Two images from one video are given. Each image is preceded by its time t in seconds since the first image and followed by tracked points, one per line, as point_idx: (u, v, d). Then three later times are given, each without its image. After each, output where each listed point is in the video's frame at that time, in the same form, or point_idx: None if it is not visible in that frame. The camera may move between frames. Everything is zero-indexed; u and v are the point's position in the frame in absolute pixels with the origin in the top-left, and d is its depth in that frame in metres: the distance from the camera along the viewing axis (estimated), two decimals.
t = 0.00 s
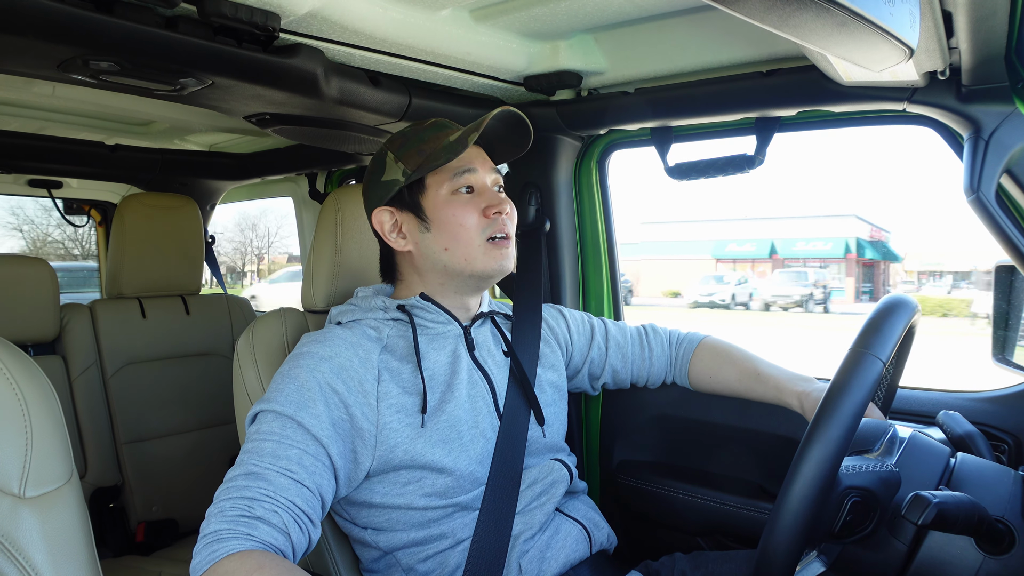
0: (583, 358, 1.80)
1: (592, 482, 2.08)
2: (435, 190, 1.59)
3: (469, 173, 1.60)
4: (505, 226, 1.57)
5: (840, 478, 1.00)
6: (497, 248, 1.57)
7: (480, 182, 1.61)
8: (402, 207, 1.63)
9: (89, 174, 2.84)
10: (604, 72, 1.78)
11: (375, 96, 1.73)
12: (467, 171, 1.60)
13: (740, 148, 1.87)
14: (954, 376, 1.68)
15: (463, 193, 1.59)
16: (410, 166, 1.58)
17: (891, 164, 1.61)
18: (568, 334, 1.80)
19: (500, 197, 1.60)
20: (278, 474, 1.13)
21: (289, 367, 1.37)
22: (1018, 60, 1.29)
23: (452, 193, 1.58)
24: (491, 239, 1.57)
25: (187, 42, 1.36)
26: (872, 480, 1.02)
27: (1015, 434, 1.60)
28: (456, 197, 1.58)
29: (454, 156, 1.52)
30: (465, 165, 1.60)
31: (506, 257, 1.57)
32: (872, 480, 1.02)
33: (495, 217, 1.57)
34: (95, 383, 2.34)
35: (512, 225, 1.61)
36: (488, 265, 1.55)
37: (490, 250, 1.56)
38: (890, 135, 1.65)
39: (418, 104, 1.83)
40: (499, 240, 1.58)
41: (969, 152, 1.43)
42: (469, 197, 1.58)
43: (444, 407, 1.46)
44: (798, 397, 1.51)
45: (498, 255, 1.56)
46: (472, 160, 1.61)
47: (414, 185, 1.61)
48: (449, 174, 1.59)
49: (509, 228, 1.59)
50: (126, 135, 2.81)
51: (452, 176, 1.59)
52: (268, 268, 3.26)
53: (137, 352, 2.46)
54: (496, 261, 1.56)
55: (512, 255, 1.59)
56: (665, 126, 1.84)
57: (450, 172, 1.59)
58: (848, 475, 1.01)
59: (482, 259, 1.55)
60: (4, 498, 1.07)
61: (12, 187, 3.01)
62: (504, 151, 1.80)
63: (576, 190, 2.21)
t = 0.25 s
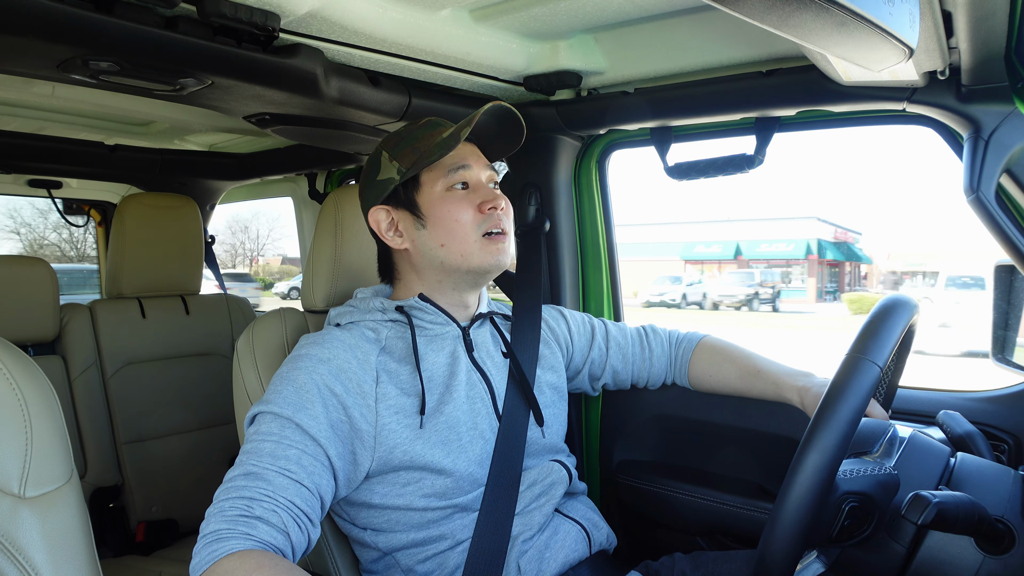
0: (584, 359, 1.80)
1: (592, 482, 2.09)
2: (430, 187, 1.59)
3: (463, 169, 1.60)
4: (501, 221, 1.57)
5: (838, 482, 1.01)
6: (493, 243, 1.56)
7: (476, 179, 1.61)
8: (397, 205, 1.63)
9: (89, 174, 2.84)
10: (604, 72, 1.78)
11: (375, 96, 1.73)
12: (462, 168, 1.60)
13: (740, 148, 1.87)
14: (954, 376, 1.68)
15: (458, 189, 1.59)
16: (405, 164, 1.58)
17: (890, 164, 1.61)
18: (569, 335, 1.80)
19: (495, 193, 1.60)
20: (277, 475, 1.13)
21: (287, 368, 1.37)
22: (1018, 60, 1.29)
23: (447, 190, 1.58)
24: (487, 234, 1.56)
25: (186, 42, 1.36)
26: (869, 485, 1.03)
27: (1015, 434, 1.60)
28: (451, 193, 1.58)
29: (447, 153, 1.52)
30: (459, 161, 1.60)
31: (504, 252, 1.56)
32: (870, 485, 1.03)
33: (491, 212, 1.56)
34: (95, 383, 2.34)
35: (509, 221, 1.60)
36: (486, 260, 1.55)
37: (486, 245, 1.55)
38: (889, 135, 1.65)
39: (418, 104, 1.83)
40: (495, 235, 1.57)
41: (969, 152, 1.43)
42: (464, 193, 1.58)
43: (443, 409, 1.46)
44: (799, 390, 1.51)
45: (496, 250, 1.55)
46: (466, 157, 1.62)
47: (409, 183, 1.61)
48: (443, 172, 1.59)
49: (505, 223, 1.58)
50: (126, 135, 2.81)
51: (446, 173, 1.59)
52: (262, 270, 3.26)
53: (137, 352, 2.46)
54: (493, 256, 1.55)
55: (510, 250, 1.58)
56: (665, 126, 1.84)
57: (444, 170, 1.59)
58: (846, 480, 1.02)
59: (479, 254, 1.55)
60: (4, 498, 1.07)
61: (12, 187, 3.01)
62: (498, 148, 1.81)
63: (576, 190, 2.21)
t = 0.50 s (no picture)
0: (585, 359, 1.80)
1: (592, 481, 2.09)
2: (426, 185, 1.59)
3: (459, 167, 1.60)
4: (497, 219, 1.57)
5: (834, 491, 1.01)
6: (490, 241, 1.56)
7: (471, 177, 1.61)
8: (393, 204, 1.64)
9: (89, 174, 2.84)
10: (604, 72, 1.78)
11: (375, 96, 1.73)
12: (458, 166, 1.60)
13: (740, 148, 1.87)
14: (954, 376, 1.68)
15: (455, 187, 1.59)
16: (400, 163, 1.58)
17: (890, 164, 1.61)
18: (569, 335, 1.80)
19: (491, 191, 1.60)
20: (277, 476, 1.13)
21: (286, 370, 1.37)
22: (1018, 60, 1.29)
23: (443, 188, 1.58)
24: (483, 232, 1.56)
25: (187, 42, 1.36)
26: (867, 491, 1.03)
27: (1015, 434, 1.60)
28: (447, 191, 1.58)
29: (442, 150, 1.51)
30: (455, 159, 1.60)
31: (500, 250, 1.57)
32: (867, 491, 1.03)
33: (487, 210, 1.56)
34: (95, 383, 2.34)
35: (505, 219, 1.61)
36: (482, 258, 1.55)
37: (482, 243, 1.56)
38: (890, 135, 1.65)
39: (419, 104, 1.83)
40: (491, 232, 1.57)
41: (969, 152, 1.43)
42: (459, 191, 1.58)
43: (443, 409, 1.46)
44: (799, 385, 1.50)
45: (492, 247, 1.56)
46: (462, 155, 1.62)
47: (406, 182, 1.61)
48: (439, 170, 1.59)
49: (501, 221, 1.58)
50: (126, 135, 2.81)
51: (442, 171, 1.59)
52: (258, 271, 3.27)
53: (137, 352, 2.46)
54: (489, 254, 1.55)
55: (506, 248, 1.59)
56: (666, 126, 1.84)
57: (439, 168, 1.59)
58: (843, 488, 1.02)
59: (475, 252, 1.55)
60: (4, 498, 1.07)
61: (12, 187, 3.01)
62: (493, 147, 1.80)
63: (576, 190, 2.21)
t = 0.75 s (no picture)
0: (585, 358, 1.80)
1: (592, 481, 2.09)
2: (428, 186, 1.59)
3: (460, 169, 1.60)
4: (498, 220, 1.56)
5: (837, 484, 1.01)
6: (491, 242, 1.56)
7: (473, 178, 1.61)
8: (395, 205, 1.64)
9: (88, 174, 2.84)
10: (603, 71, 1.78)
11: (374, 96, 1.73)
12: (459, 167, 1.60)
13: (740, 147, 1.87)
14: (954, 375, 1.68)
15: (456, 188, 1.59)
16: (402, 164, 1.58)
17: (890, 164, 1.62)
18: (569, 335, 1.80)
19: (493, 192, 1.60)
20: (280, 474, 1.13)
21: (287, 368, 1.37)
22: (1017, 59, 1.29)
23: (444, 189, 1.58)
24: (484, 233, 1.56)
25: (186, 41, 1.36)
26: (869, 487, 1.04)
27: (1015, 434, 1.60)
28: (448, 192, 1.58)
29: (443, 151, 1.51)
30: (457, 160, 1.60)
31: (501, 251, 1.56)
32: (869, 487, 1.04)
33: (488, 211, 1.56)
34: (95, 383, 2.34)
35: (507, 220, 1.60)
36: (483, 259, 1.55)
37: (483, 244, 1.55)
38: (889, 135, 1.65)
39: (418, 104, 1.83)
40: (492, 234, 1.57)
41: (969, 151, 1.43)
42: (461, 192, 1.58)
43: (444, 407, 1.46)
44: (799, 389, 1.51)
45: (493, 249, 1.55)
46: (464, 156, 1.61)
47: (407, 182, 1.61)
48: (440, 171, 1.59)
49: (503, 223, 1.58)
50: (126, 135, 2.81)
51: (443, 172, 1.59)
52: (248, 271, 3.25)
53: (137, 352, 2.46)
54: (490, 255, 1.55)
55: (507, 250, 1.58)
56: (665, 125, 1.84)
57: (441, 169, 1.59)
58: (846, 483, 1.03)
59: (475, 253, 1.55)
60: (4, 498, 1.07)
61: (11, 187, 3.01)
62: (496, 147, 1.80)
63: (575, 193, 2.22)
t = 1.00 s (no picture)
0: (584, 358, 1.80)
1: (592, 481, 2.09)
2: (427, 187, 1.59)
3: (459, 170, 1.60)
4: (497, 221, 1.57)
5: (837, 486, 1.01)
6: (489, 243, 1.56)
7: (472, 179, 1.61)
8: (394, 205, 1.64)
9: (89, 174, 2.84)
10: (604, 72, 1.78)
11: (375, 96, 1.73)
12: (459, 168, 1.60)
13: (740, 147, 1.87)
14: (954, 376, 1.68)
15: (455, 189, 1.59)
16: (402, 164, 1.58)
17: (890, 164, 1.62)
18: (568, 335, 1.80)
19: (492, 192, 1.60)
20: (281, 474, 1.13)
21: (287, 368, 1.37)
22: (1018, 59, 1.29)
23: (444, 189, 1.58)
24: (482, 234, 1.56)
25: (187, 42, 1.36)
26: (869, 487, 1.03)
27: (1015, 434, 1.60)
28: (447, 193, 1.58)
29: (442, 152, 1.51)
30: (457, 161, 1.60)
31: (500, 252, 1.57)
32: (869, 487, 1.03)
33: (486, 212, 1.56)
34: (95, 383, 2.34)
35: (505, 221, 1.60)
36: (481, 260, 1.55)
37: (482, 245, 1.55)
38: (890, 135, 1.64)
39: (419, 104, 1.83)
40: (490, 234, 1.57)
41: (969, 152, 1.43)
42: (460, 193, 1.58)
43: (445, 406, 1.46)
44: (799, 388, 1.51)
45: (492, 249, 1.56)
46: (463, 157, 1.62)
47: (407, 183, 1.61)
48: (440, 171, 1.59)
49: (501, 223, 1.58)
50: (126, 135, 2.81)
51: (442, 173, 1.59)
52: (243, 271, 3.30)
53: (137, 351, 2.46)
54: (488, 256, 1.55)
55: (506, 250, 1.59)
56: (665, 125, 1.84)
57: (440, 169, 1.59)
58: (845, 484, 1.02)
59: (473, 254, 1.55)
60: (4, 498, 1.07)
61: (12, 187, 3.01)
62: (497, 148, 1.80)
63: (576, 191, 2.21)
